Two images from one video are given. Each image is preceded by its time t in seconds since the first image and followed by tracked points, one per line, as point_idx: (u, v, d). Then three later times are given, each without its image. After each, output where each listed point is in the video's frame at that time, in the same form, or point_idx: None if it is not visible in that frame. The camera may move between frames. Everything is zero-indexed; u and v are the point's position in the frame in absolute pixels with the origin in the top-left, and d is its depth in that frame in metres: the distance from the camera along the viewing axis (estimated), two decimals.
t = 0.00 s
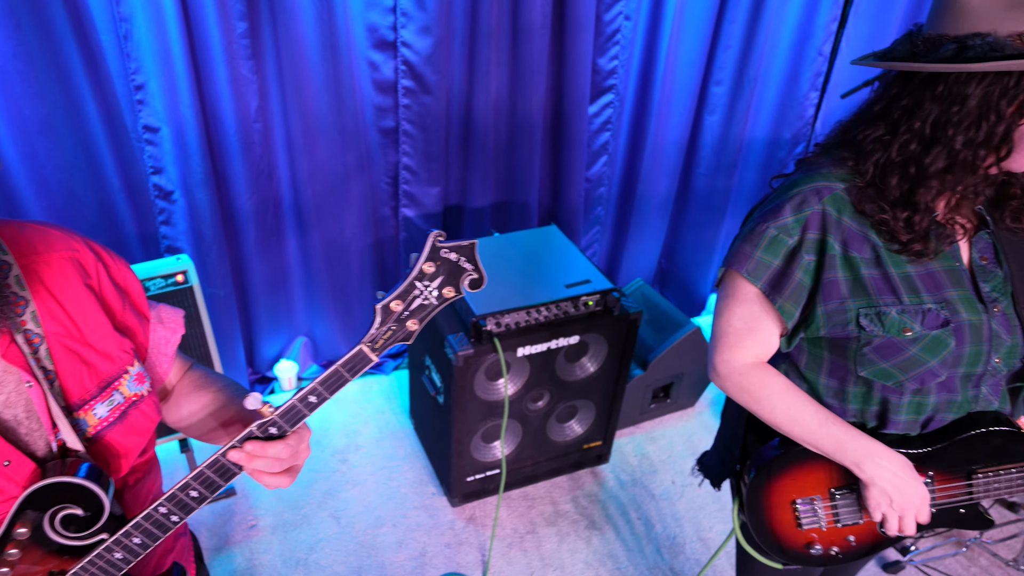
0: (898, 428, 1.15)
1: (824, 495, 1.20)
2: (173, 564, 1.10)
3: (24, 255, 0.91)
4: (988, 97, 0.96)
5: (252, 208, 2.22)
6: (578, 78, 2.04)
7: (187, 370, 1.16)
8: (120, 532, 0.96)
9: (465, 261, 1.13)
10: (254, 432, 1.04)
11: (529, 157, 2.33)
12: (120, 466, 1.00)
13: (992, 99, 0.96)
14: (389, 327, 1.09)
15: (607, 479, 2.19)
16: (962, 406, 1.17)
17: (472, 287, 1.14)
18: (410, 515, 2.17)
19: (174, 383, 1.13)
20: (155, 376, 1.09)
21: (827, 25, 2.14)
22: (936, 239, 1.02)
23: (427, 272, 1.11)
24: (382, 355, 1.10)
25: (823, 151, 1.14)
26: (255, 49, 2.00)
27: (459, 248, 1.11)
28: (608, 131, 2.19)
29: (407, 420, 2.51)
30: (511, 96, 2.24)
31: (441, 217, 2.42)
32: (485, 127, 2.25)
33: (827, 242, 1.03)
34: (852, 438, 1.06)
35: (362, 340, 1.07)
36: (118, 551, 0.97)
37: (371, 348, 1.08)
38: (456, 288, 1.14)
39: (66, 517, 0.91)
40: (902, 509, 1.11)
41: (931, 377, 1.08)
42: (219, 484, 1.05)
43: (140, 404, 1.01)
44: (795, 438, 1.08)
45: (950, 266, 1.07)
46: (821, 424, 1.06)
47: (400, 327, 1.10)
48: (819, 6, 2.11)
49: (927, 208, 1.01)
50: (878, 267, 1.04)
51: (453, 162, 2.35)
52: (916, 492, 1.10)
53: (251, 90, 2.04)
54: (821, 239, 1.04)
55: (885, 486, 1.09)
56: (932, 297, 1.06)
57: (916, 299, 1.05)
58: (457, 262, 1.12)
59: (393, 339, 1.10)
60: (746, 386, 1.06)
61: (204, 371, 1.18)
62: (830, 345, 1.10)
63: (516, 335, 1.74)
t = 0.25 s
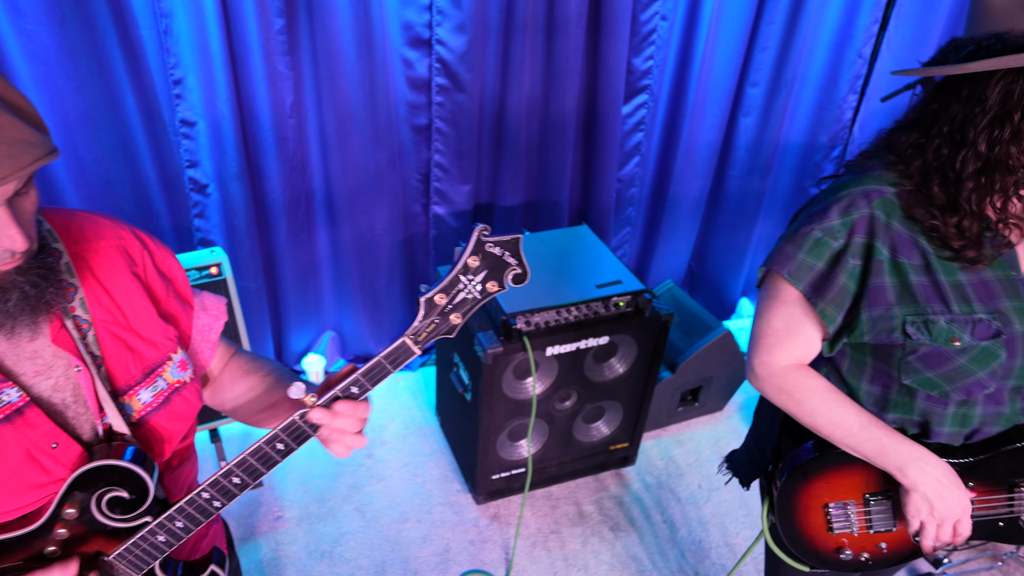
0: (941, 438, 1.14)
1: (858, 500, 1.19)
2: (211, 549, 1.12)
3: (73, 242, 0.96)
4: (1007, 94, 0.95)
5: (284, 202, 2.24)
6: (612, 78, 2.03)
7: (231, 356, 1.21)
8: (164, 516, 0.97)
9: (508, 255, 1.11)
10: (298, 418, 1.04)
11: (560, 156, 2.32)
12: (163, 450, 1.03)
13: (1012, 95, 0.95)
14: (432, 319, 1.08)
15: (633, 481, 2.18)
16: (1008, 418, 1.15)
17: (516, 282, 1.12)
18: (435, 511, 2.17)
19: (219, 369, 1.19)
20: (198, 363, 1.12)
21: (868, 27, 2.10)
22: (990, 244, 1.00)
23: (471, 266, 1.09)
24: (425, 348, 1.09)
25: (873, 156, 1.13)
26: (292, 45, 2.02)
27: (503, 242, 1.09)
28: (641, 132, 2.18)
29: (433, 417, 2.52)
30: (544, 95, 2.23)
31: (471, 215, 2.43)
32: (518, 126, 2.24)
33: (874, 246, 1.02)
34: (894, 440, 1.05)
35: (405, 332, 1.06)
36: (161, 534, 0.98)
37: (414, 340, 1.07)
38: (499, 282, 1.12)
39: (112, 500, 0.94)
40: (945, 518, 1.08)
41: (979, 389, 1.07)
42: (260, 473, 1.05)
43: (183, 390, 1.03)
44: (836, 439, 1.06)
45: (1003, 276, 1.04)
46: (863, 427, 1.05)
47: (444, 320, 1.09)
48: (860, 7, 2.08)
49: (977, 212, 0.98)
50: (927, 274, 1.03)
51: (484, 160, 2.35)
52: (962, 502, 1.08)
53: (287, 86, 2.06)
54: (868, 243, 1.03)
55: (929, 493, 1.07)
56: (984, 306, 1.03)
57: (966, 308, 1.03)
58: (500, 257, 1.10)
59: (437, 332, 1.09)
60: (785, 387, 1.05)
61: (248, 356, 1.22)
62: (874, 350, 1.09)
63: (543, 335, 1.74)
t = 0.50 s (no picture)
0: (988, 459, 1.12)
1: (897, 517, 1.17)
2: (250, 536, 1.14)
3: (126, 233, 0.98)
4: None
5: (318, 197, 2.26)
6: (650, 79, 2.01)
7: (270, 349, 1.23)
8: (206, 502, 0.99)
9: (552, 257, 1.11)
10: (341, 411, 1.03)
11: (595, 156, 2.31)
12: (207, 438, 1.06)
13: None
14: (476, 318, 1.08)
15: (662, 485, 2.17)
16: None
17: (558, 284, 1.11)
18: (462, 509, 2.18)
19: (258, 361, 1.21)
20: (240, 354, 1.15)
21: (914, 31, 2.06)
22: None
23: (516, 266, 1.09)
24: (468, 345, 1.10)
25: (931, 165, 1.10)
26: (330, 41, 2.04)
27: (547, 244, 1.08)
28: (677, 133, 2.16)
29: (460, 415, 2.52)
30: (580, 95, 2.22)
31: (504, 214, 2.43)
32: (552, 125, 2.24)
33: (930, 260, 1.00)
34: (940, 465, 1.03)
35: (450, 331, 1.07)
36: (203, 519, 1.00)
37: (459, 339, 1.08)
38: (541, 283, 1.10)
39: (158, 484, 0.97)
40: (982, 541, 1.07)
41: None
42: (304, 463, 1.05)
43: (227, 380, 1.05)
44: (878, 459, 1.04)
45: None
46: (908, 447, 1.03)
47: (487, 319, 1.09)
48: (905, 9, 2.04)
49: None
50: (983, 292, 1.01)
51: (518, 159, 2.34)
52: (1000, 522, 1.07)
53: (324, 82, 2.08)
54: (923, 255, 1.01)
55: (969, 518, 1.05)
56: None
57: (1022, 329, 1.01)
58: (544, 258, 1.10)
59: (480, 330, 1.10)
60: (829, 400, 1.03)
61: (286, 349, 1.24)
62: (920, 366, 1.08)
63: (575, 335, 1.74)
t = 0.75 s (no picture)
0: None
1: (943, 528, 1.15)
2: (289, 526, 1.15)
3: (178, 222, 1.01)
4: None
5: (354, 193, 2.27)
6: (691, 80, 1.99)
7: (310, 344, 1.24)
8: (248, 491, 1.00)
9: (599, 255, 1.09)
10: (383, 405, 1.03)
11: (631, 157, 2.29)
12: (249, 427, 1.08)
13: None
14: (522, 316, 1.06)
15: (691, 490, 2.14)
16: None
17: (604, 283, 1.09)
18: (489, 507, 2.18)
19: (298, 355, 1.22)
20: (283, 347, 1.16)
21: (964, 36, 2.02)
22: None
23: (563, 264, 1.07)
24: (513, 342, 1.09)
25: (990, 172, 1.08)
26: (370, 38, 2.05)
27: (595, 243, 1.07)
28: (716, 136, 2.14)
29: (489, 414, 2.52)
30: (618, 95, 2.20)
31: (537, 214, 2.42)
32: (589, 125, 2.22)
33: (990, 270, 0.97)
34: (994, 476, 1.02)
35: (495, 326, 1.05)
36: (245, 508, 1.02)
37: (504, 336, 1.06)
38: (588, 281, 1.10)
39: (201, 472, 0.99)
40: None
41: None
42: (344, 455, 1.04)
43: (269, 370, 1.07)
44: (929, 468, 1.03)
45: None
46: (960, 459, 1.02)
47: (533, 316, 1.07)
48: (955, 14, 2.00)
49: None
50: None
51: (554, 158, 2.33)
52: None
53: (362, 78, 2.09)
54: (983, 266, 0.98)
55: None
56: None
57: None
58: (592, 256, 1.09)
59: (525, 328, 1.08)
60: (876, 408, 1.01)
61: (326, 344, 1.25)
62: (975, 377, 1.06)
63: (609, 337, 1.73)
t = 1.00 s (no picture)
0: None
1: (991, 545, 1.12)
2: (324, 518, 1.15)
3: (225, 215, 1.02)
4: None
5: (389, 189, 2.29)
6: (732, 82, 1.97)
7: (349, 337, 1.25)
8: (287, 482, 1.01)
9: (644, 259, 1.11)
10: (424, 401, 1.03)
11: (669, 159, 2.27)
12: (291, 417, 1.09)
13: None
14: (564, 316, 1.08)
15: (723, 497, 2.13)
16: None
17: (647, 287, 1.11)
18: (516, 507, 2.18)
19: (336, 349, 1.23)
20: (324, 340, 1.18)
21: (1016, 41, 1.97)
22: None
23: (607, 267, 1.10)
24: (554, 344, 1.10)
25: None
26: (410, 36, 2.06)
27: (640, 247, 1.09)
28: (756, 139, 2.12)
29: (519, 413, 2.51)
30: (657, 97, 2.19)
31: (572, 214, 2.42)
32: (628, 126, 2.21)
33: None
34: None
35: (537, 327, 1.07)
36: (283, 499, 1.03)
37: (546, 336, 1.07)
38: (631, 285, 1.11)
39: (242, 461, 1.00)
40: None
41: None
42: (381, 449, 1.05)
43: (310, 365, 1.08)
44: (978, 484, 1.03)
45: None
46: (1010, 476, 1.01)
47: (575, 319, 1.10)
48: (1008, 18, 1.95)
49: None
50: None
51: (590, 158, 2.33)
52: None
53: (401, 76, 2.10)
54: None
55: None
56: None
57: None
58: (636, 260, 1.11)
59: (567, 329, 1.10)
60: (925, 420, 1.00)
61: (363, 341, 1.25)
62: None
63: (643, 339, 1.73)
